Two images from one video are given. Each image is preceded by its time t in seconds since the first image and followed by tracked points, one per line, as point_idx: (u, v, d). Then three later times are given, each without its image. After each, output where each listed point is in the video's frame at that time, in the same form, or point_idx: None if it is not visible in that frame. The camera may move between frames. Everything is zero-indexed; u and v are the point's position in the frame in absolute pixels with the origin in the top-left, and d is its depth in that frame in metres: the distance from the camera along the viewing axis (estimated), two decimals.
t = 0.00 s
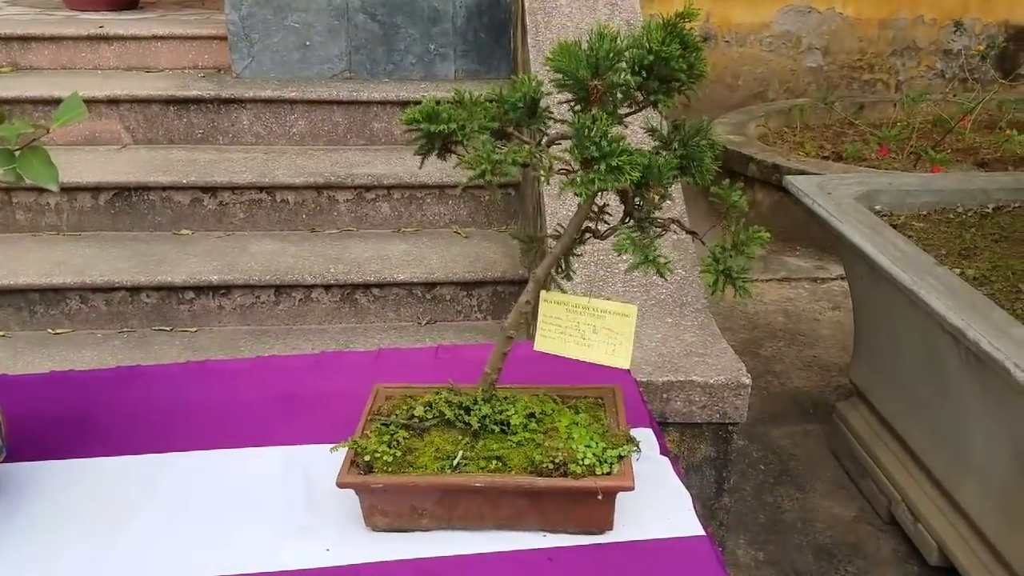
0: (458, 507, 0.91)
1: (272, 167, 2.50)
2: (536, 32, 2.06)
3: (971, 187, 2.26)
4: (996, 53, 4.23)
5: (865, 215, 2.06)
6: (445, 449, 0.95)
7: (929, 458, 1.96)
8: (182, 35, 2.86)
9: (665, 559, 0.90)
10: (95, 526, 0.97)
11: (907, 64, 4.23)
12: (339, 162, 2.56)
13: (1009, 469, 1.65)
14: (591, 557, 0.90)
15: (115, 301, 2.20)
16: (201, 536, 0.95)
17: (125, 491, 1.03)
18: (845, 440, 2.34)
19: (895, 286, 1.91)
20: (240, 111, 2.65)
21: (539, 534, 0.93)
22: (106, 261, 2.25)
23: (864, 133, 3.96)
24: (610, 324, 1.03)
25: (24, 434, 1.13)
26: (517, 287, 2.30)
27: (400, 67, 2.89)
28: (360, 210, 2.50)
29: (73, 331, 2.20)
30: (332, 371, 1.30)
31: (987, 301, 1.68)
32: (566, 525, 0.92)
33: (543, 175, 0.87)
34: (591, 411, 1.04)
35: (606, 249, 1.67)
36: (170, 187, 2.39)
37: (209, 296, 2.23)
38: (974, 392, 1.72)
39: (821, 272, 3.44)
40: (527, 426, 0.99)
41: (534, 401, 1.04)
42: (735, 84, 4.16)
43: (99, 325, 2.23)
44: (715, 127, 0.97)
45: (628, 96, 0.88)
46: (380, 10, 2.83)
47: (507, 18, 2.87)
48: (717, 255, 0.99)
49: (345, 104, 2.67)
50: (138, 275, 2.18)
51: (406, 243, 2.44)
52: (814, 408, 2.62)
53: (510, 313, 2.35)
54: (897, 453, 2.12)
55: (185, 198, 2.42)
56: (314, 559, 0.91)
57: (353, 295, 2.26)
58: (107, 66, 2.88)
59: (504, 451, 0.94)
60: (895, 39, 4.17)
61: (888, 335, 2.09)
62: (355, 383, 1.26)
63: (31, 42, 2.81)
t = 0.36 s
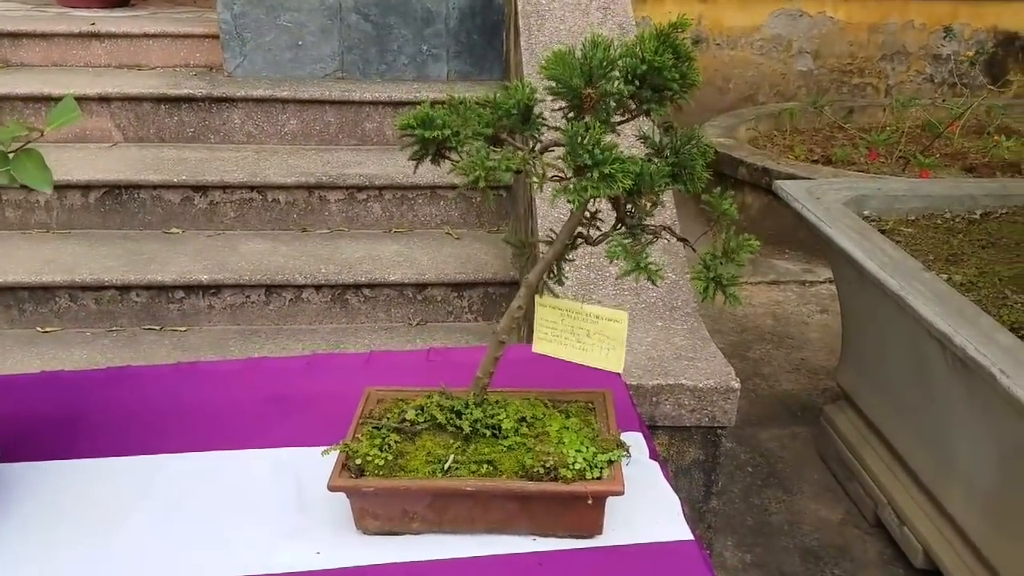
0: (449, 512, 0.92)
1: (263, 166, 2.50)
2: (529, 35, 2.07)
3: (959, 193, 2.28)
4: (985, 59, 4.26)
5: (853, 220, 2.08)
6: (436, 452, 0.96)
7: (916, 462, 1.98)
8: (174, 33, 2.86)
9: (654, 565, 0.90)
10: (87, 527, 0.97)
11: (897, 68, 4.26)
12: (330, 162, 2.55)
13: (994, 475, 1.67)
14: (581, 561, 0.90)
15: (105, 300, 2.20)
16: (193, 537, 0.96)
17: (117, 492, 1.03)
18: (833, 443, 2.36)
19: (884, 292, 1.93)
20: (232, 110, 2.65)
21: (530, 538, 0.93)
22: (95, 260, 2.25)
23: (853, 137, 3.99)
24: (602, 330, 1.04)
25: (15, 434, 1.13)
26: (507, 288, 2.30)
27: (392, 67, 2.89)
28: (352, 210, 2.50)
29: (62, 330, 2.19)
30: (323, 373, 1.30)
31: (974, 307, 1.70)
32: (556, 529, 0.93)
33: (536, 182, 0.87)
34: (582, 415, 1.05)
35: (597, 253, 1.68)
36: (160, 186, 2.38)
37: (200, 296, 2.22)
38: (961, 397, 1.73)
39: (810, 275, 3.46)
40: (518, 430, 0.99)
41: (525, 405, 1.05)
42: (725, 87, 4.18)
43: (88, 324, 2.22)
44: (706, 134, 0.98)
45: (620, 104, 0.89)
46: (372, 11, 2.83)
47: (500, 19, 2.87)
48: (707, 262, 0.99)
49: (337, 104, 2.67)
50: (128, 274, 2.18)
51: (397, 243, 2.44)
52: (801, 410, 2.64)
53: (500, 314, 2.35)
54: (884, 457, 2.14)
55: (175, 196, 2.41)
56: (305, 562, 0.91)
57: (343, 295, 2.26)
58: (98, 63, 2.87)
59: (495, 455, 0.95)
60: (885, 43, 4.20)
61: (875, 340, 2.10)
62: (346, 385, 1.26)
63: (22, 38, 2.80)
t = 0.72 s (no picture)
0: (436, 518, 0.92)
1: (250, 169, 2.49)
2: (517, 40, 2.07)
3: (941, 200, 2.31)
4: (968, 66, 4.31)
5: (837, 227, 2.10)
6: (423, 459, 0.96)
7: (898, 468, 2.00)
8: (161, 35, 2.84)
9: (640, 572, 0.91)
10: (72, 534, 0.96)
11: (881, 75, 4.30)
12: (318, 166, 2.55)
13: (976, 480, 1.69)
14: (566, 567, 0.91)
15: (90, 303, 2.19)
16: (179, 544, 0.96)
17: (102, 498, 1.03)
18: (817, 447, 2.38)
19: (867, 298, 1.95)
20: (218, 113, 2.64)
21: (516, 544, 0.94)
22: (80, 263, 2.23)
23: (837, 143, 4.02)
24: (583, 339, 1.05)
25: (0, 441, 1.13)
26: (495, 292, 2.30)
27: (380, 71, 2.89)
28: (339, 213, 2.50)
29: (45, 334, 2.17)
30: (310, 378, 1.30)
31: (956, 314, 1.72)
32: (542, 535, 0.93)
33: (524, 190, 0.88)
34: (569, 421, 1.06)
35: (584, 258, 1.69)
36: (146, 189, 2.37)
37: (185, 299, 2.22)
38: (943, 403, 1.75)
39: (794, 280, 3.49)
40: (505, 436, 1.00)
41: (511, 411, 1.06)
42: (711, 92, 4.21)
43: (73, 328, 2.21)
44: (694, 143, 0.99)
45: (607, 114, 0.89)
46: (360, 15, 2.83)
47: (488, 24, 2.88)
48: (693, 270, 1.00)
49: (325, 107, 2.67)
50: (113, 277, 2.17)
51: (384, 247, 2.44)
52: (786, 415, 2.66)
53: (488, 318, 2.35)
54: (867, 461, 2.16)
55: (161, 199, 2.40)
56: (292, 568, 0.91)
57: (330, 299, 2.25)
58: (83, 65, 2.86)
59: (482, 462, 0.95)
60: (870, 50, 4.24)
61: (859, 346, 2.12)
62: (333, 390, 1.26)
63: (6, 40, 2.78)
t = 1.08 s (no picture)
0: (424, 518, 0.93)
1: (240, 166, 2.48)
2: (507, 39, 2.07)
3: (929, 201, 2.32)
4: (956, 67, 4.33)
5: (825, 228, 2.11)
6: (412, 459, 0.97)
7: (884, 467, 2.01)
8: (150, 31, 2.83)
9: (627, 572, 0.91)
10: (58, 534, 0.96)
11: (870, 75, 4.32)
12: (308, 163, 2.54)
13: (961, 479, 1.70)
14: (554, 568, 0.91)
15: (78, 300, 2.18)
16: (166, 544, 0.96)
17: (89, 498, 1.03)
18: (804, 446, 2.39)
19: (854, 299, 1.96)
20: (208, 110, 2.62)
21: (503, 544, 0.94)
22: (68, 260, 2.22)
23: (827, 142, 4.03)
24: (574, 340, 1.05)
25: None
26: (485, 291, 2.30)
27: (370, 69, 2.89)
28: (329, 211, 2.49)
29: (33, 330, 2.16)
30: (299, 378, 1.30)
31: (942, 315, 1.73)
32: (529, 535, 0.94)
33: (512, 192, 0.88)
34: (557, 421, 1.06)
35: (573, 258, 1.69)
36: (135, 186, 2.36)
37: (174, 296, 2.21)
38: (929, 404, 1.77)
39: (783, 279, 3.50)
40: (493, 437, 1.00)
41: (500, 411, 1.06)
42: (701, 92, 4.22)
43: (61, 325, 2.20)
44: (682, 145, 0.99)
45: (595, 117, 0.90)
46: (351, 12, 2.82)
47: (479, 22, 2.88)
48: (681, 273, 1.01)
49: (315, 105, 2.66)
50: (101, 275, 2.16)
51: (374, 246, 2.43)
52: (774, 414, 2.67)
53: (477, 317, 2.35)
54: (853, 461, 2.17)
55: (150, 196, 2.39)
56: (279, 568, 0.91)
57: (320, 297, 2.25)
58: (72, 61, 2.84)
59: (470, 462, 0.96)
60: (859, 50, 4.26)
61: (846, 346, 2.14)
62: (322, 391, 1.26)
63: None
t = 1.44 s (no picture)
0: (414, 517, 0.92)
1: (232, 163, 2.47)
2: (501, 37, 2.07)
3: (921, 200, 2.33)
4: (949, 66, 4.34)
5: (816, 227, 2.11)
6: (402, 459, 0.96)
7: (875, 467, 2.02)
8: (142, 27, 2.81)
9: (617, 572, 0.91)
10: (47, 533, 0.96)
11: (863, 74, 4.32)
12: (301, 161, 2.54)
13: (951, 478, 1.70)
14: (544, 567, 0.91)
15: (69, 298, 2.17)
16: (156, 543, 0.95)
17: (79, 496, 1.02)
18: (796, 444, 2.40)
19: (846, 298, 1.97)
20: (200, 106, 2.61)
21: (494, 544, 0.94)
22: (59, 256, 2.22)
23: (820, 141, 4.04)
24: (568, 338, 1.05)
25: None
26: (478, 290, 2.30)
27: (364, 66, 2.88)
28: (322, 209, 2.49)
29: (23, 328, 2.15)
30: (290, 377, 1.29)
31: (933, 314, 1.74)
32: (520, 535, 0.94)
33: (504, 192, 0.88)
34: (548, 421, 1.06)
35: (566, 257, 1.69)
36: (127, 182, 2.35)
37: (166, 294, 2.20)
38: (920, 403, 1.77)
39: (776, 278, 3.51)
40: (484, 437, 1.00)
41: (491, 411, 1.06)
42: (695, 90, 4.23)
43: (51, 322, 2.19)
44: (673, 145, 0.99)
45: (586, 117, 0.90)
46: (344, 8, 2.81)
47: (472, 19, 2.87)
48: (672, 273, 1.01)
49: (307, 101, 2.65)
50: (93, 272, 2.15)
51: (367, 244, 2.43)
52: (766, 412, 2.68)
53: (470, 315, 2.35)
54: (845, 459, 2.18)
55: (142, 193, 2.38)
56: (269, 568, 0.91)
57: (312, 295, 2.24)
58: (64, 56, 2.83)
59: (461, 462, 0.96)
60: (853, 49, 4.26)
61: (838, 345, 2.14)
62: (313, 390, 1.26)
63: None
